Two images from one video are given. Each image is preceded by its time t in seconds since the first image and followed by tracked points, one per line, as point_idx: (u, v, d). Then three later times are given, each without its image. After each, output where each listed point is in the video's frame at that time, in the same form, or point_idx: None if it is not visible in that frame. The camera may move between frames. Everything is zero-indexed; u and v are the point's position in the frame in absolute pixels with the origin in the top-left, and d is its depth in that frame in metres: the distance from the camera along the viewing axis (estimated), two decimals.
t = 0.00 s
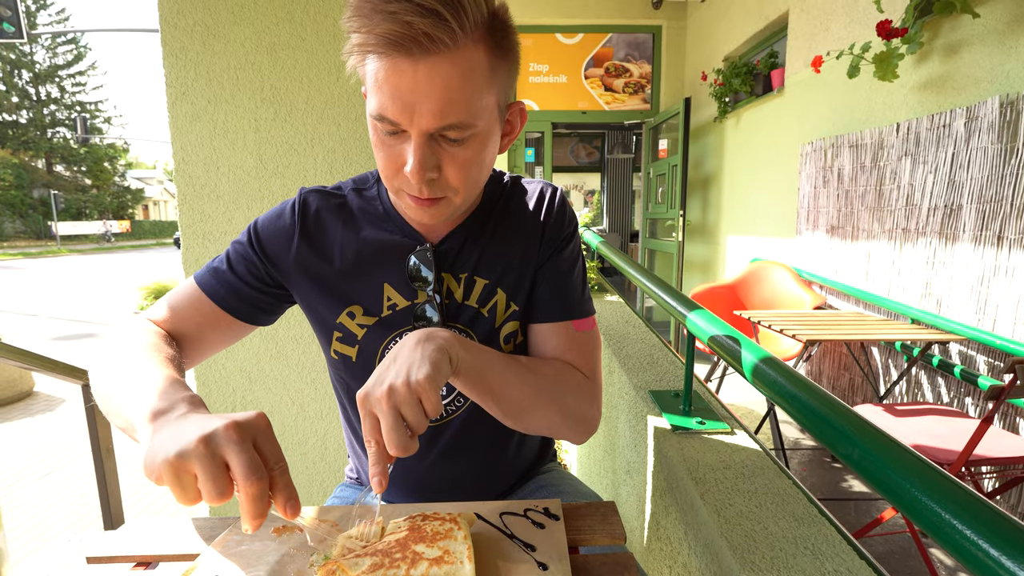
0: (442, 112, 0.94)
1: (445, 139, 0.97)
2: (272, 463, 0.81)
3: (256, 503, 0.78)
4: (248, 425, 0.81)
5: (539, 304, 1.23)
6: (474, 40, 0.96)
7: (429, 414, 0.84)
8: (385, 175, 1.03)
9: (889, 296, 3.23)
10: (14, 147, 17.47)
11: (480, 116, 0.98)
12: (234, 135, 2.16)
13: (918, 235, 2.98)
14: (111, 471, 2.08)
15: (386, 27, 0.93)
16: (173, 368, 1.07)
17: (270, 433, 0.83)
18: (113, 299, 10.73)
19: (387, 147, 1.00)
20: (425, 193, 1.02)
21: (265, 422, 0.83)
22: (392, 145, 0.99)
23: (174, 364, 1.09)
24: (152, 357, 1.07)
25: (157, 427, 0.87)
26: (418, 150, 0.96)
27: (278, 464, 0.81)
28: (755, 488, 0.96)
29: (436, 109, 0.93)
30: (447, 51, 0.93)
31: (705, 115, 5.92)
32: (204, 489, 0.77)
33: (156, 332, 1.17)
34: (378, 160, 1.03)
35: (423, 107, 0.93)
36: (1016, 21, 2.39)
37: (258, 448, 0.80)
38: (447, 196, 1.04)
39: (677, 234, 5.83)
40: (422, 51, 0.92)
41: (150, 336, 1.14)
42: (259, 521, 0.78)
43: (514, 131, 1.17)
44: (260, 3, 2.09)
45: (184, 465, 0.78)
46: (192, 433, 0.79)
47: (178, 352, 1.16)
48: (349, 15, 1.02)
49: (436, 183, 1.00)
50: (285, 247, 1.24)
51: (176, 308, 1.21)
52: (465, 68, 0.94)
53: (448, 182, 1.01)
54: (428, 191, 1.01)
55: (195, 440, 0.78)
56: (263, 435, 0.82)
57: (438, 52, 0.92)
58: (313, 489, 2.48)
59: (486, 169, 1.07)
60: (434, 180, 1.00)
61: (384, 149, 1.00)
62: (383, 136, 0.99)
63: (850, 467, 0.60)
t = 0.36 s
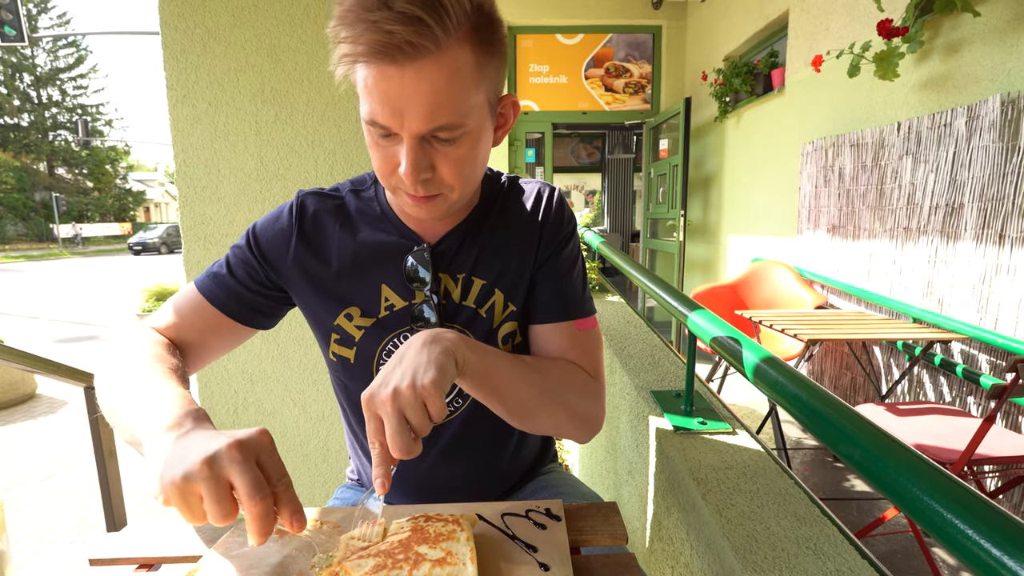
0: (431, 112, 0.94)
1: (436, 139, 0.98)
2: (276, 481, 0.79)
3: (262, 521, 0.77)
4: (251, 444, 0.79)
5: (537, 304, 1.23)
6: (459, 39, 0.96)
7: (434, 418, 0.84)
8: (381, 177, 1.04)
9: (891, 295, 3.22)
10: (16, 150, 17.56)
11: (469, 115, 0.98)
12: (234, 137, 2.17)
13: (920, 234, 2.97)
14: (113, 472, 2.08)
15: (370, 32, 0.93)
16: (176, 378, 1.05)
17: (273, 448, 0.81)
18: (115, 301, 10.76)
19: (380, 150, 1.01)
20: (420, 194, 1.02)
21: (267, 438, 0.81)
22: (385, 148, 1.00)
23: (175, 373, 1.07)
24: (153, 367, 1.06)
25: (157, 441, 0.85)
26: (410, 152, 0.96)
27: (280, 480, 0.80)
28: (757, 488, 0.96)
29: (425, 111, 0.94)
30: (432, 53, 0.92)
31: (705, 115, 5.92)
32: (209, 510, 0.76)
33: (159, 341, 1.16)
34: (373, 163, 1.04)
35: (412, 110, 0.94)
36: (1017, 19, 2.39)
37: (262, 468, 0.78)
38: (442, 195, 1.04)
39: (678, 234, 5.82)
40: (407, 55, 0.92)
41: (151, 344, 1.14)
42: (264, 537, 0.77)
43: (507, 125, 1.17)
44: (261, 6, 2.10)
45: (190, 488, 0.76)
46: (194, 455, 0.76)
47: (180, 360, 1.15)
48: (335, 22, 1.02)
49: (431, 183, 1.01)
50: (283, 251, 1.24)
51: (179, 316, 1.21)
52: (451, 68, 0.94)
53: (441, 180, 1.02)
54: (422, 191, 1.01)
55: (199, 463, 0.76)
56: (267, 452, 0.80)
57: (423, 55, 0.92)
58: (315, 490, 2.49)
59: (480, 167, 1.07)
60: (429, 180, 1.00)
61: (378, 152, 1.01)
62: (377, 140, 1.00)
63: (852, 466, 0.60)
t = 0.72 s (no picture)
0: (427, 109, 0.94)
1: (433, 137, 0.98)
2: (271, 498, 0.75)
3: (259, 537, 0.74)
4: (240, 462, 0.75)
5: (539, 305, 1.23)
6: (450, 35, 0.95)
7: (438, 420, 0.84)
8: (380, 177, 1.04)
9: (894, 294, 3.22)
10: (19, 152, 17.66)
11: (464, 112, 0.98)
12: (236, 139, 2.17)
13: (922, 233, 2.97)
14: (116, 473, 2.08)
15: (361, 32, 0.94)
16: (184, 391, 1.03)
17: (266, 465, 0.76)
18: (118, 302, 10.81)
19: (377, 151, 1.01)
20: (418, 192, 1.02)
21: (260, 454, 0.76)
22: (382, 148, 1.00)
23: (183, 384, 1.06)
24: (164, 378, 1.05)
25: (160, 456, 0.83)
26: (407, 150, 0.96)
27: (279, 495, 0.76)
28: (760, 488, 0.96)
29: (420, 110, 0.94)
30: (425, 51, 0.92)
31: (706, 114, 5.92)
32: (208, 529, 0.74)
33: (168, 351, 1.16)
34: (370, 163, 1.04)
35: (407, 108, 0.94)
36: (1019, 16, 2.38)
37: (253, 486, 0.74)
38: (441, 193, 1.04)
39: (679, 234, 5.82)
40: (399, 53, 0.92)
41: (162, 355, 1.13)
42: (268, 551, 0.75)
43: (503, 123, 1.17)
44: (261, 8, 2.10)
45: (184, 509, 0.74)
46: (184, 475, 0.74)
47: (188, 370, 1.15)
48: (329, 24, 1.02)
49: (429, 181, 1.01)
50: (286, 255, 1.24)
51: (188, 325, 1.22)
52: (444, 65, 0.94)
53: (439, 178, 1.02)
54: (421, 189, 1.01)
55: (190, 486, 0.73)
56: (260, 470, 0.75)
57: (416, 53, 0.92)
58: (317, 491, 2.49)
59: (478, 164, 1.07)
60: (427, 179, 1.00)
61: (376, 152, 1.01)
62: (374, 140, 1.00)
63: (854, 465, 0.60)
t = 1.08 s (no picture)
0: (443, 100, 0.94)
1: (447, 129, 0.98)
2: (233, 496, 0.77)
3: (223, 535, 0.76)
4: (203, 460, 0.78)
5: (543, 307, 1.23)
6: (470, 29, 0.96)
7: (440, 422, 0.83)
8: (389, 172, 1.03)
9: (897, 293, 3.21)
10: (22, 155, 17.77)
11: (480, 105, 0.98)
12: (237, 141, 2.17)
13: (925, 231, 2.96)
14: (119, 475, 2.08)
15: (382, 21, 0.94)
16: (179, 385, 1.06)
17: (229, 462, 0.79)
18: (120, 304, 10.85)
19: (389, 144, 1.01)
20: (430, 186, 1.02)
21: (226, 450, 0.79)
22: (395, 141, 1.00)
23: (179, 378, 1.08)
24: (159, 369, 1.08)
25: (146, 448, 0.86)
26: (421, 142, 0.96)
27: (244, 493, 0.78)
28: (763, 488, 0.96)
29: (437, 100, 0.94)
30: (445, 42, 0.93)
31: (708, 114, 5.91)
32: (172, 526, 0.77)
33: (172, 343, 1.19)
34: (382, 157, 1.04)
35: (424, 99, 0.94)
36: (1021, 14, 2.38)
37: (215, 484, 0.77)
38: (452, 188, 1.04)
39: (681, 234, 5.81)
40: (420, 43, 0.92)
41: (163, 347, 1.15)
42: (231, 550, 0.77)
43: (514, 125, 1.17)
44: (262, 10, 2.10)
45: (151, 504, 0.77)
46: (150, 473, 0.78)
47: (189, 362, 1.17)
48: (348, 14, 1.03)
49: (442, 174, 1.00)
50: (290, 253, 1.24)
51: (194, 319, 1.24)
52: (463, 58, 0.94)
53: (451, 173, 1.01)
54: (433, 182, 1.01)
55: (155, 482, 0.76)
56: (224, 466, 0.78)
57: (437, 44, 0.93)
58: (320, 492, 2.49)
59: (489, 162, 1.07)
60: (440, 172, 1.00)
61: (388, 145, 1.01)
62: (387, 133, 0.99)
63: (858, 466, 0.60)
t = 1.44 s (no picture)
0: (473, 82, 0.96)
1: (476, 112, 0.99)
2: (227, 494, 0.79)
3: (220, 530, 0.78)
4: (199, 459, 0.79)
5: (552, 307, 1.22)
6: (494, 15, 0.98)
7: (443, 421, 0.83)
8: (416, 163, 1.02)
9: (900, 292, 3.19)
10: (25, 157, 17.85)
11: (506, 88, 1.00)
12: (240, 142, 2.18)
13: (929, 230, 2.95)
14: (122, 476, 2.09)
15: (408, 12, 0.95)
16: (192, 380, 1.08)
17: (223, 461, 0.80)
18: (123, 306, 10.88)
19: (416, 133, 1.00)
20: (460, 172, 1.01)
21: (222, 449, 0.80)
22: (424, 129, 0.99)
23: (193, 372, 1.11)
24: (174, 363, 1.10)
25: (159, 436, 0.88)
26: (454, 126, 0.97)
27: (237, 491, 0.79)
28: (768, 488, 0.95)
29: (470, 81, 0.96)
30: (473, 26, 0.95)
31: (710, 113, 5.90)
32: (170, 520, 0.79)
33: (189, 339, 1.21)
34: (406, 149, 1.02)
35: (456, 81, 0.96)
36: None
37: (210, 482, 0.78)
38: (481, 175, 1.04)
39: (683, 233, 5.80)
40: (449, 28, 0.94)
41: (180, 344, 1.17)
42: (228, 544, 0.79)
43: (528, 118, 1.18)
44: (264, 12, 2.10)
45: (148, 502, 0.79)
46: (148, 471, 0.79)
47: (205, 358, 1.19)
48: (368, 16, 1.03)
49: (474, 159, 1.00)
50: (300, 251, 1.25)
51: (210, 317, 1.26)
52: (491, 42, 0.97)
53: (483, 156, 1.01)
54: (464, 167, 1.01)
55: (152, 481, 0.78)
56: (219, 465, 0.79)
57: (465, 28, 0.94)
58: (322, 493, 2.49)
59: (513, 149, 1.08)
60: (471, 156, 1.00)
61: (414, 135, 1.00)
62: (414, 122, 0.99)
63: (866, 465, 0.59)
